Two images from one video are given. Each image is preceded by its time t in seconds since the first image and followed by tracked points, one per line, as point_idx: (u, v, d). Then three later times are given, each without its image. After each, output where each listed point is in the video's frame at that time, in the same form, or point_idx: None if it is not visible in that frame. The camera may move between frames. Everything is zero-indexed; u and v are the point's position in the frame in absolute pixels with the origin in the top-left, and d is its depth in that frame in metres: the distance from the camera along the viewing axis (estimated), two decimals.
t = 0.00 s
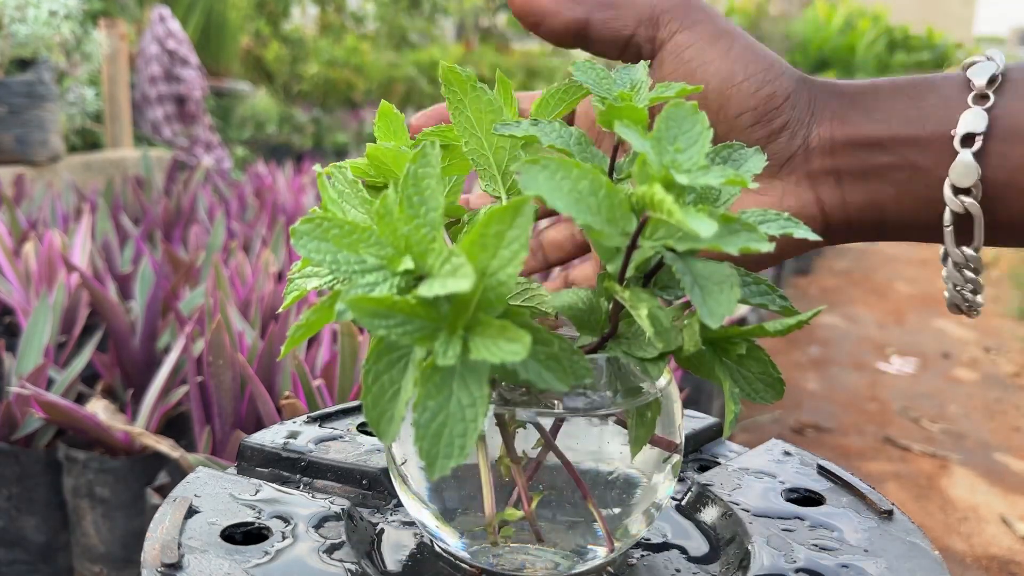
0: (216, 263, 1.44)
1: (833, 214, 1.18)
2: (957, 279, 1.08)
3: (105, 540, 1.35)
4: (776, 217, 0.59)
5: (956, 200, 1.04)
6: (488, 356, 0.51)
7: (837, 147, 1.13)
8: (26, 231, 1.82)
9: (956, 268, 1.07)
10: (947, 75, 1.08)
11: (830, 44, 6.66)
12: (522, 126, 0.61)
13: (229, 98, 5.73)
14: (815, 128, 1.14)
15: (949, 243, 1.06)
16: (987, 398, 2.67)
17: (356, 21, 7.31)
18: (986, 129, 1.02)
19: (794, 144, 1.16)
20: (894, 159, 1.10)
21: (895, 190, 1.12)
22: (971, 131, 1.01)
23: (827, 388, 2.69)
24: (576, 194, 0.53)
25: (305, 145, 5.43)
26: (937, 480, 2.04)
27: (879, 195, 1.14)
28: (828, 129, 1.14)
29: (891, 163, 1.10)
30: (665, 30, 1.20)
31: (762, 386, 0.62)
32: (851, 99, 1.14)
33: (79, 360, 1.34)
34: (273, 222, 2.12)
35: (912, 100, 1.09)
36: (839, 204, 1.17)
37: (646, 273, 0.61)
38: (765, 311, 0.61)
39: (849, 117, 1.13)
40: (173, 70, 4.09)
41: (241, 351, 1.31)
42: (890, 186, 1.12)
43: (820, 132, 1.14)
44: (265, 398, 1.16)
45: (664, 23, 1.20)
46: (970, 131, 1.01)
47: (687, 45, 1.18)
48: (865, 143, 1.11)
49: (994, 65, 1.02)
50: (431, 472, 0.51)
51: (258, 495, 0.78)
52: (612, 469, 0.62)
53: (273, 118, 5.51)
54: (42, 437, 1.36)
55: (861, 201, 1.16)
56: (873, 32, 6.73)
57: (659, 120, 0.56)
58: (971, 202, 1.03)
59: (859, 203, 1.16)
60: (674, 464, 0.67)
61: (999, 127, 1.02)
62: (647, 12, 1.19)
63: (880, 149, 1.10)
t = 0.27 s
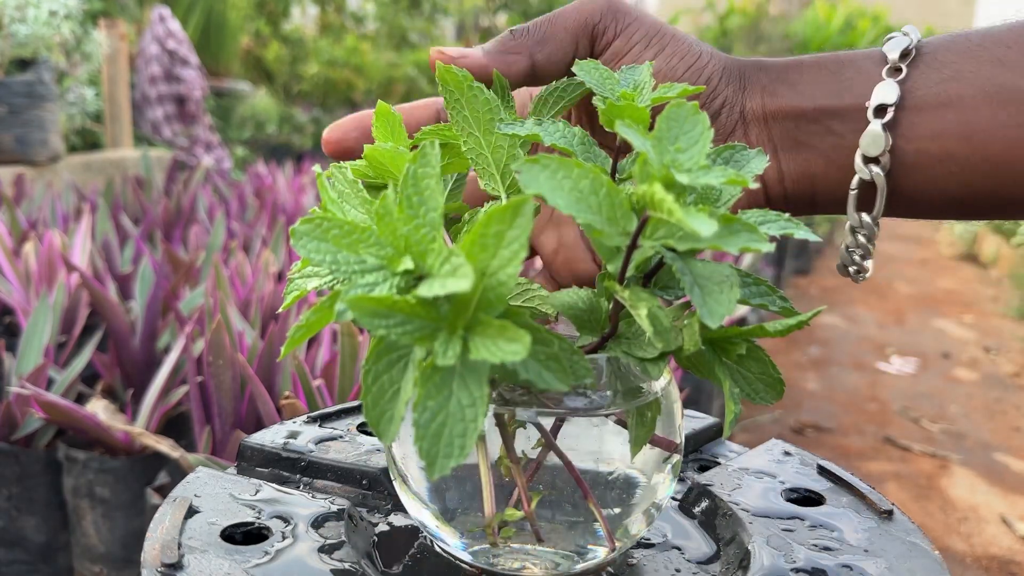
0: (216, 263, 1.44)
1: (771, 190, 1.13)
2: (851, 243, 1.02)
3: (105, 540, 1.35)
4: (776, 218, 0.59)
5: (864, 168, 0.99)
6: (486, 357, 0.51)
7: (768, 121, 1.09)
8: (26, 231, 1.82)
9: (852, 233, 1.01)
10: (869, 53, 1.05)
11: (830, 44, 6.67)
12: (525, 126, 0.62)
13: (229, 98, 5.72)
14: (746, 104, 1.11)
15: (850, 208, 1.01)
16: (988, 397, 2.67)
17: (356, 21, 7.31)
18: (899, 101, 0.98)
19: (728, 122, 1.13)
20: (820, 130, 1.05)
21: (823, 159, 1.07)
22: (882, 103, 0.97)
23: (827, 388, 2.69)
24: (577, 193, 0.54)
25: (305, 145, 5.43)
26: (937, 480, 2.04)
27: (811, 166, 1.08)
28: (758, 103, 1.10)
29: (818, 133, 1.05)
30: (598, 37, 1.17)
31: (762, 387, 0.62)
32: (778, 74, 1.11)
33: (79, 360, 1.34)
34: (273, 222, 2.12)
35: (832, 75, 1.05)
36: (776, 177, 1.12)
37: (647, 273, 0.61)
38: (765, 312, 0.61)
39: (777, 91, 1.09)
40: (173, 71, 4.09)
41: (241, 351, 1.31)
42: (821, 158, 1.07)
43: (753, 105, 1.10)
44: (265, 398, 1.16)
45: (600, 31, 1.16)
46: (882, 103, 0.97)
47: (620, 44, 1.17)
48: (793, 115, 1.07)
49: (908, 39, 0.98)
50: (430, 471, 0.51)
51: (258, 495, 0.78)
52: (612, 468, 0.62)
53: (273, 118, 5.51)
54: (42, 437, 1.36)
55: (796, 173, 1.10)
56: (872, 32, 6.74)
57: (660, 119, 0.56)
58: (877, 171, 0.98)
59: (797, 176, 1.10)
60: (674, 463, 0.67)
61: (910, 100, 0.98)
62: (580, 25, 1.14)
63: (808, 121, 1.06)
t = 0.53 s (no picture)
0: (216, 263, 1.44)
1: (793, 192, 1.11)
2: (896, 258, 1.01)
3: (105, 540, 1.35)
4: (775, 216, 0.59)
5: (909, 180, 0.98)
6: (483, 356, 0.51)
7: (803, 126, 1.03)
8: (26, 231, 1.82)
9: (896, 247, 1.00)
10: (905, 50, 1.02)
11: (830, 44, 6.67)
12: (525, 127, 0.62)
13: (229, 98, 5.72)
14: (782, 113, 1.01)
15: (894, 221, 1.00)
16: (988, 397, 2.67)
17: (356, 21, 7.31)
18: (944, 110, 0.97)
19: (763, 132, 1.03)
20: (858, 139, 1.02)
21: (856, 169, 1.06)
22: (928, 111, 0.95)
23: (827, 388, 2.69)
24: (573, 194, 0.53)
25: (305, 145, 5.43)
26: (937, 480, 2.04)
27: (838, 172, 1.07)
28: (796, 110, 1.01)
29: (855, 141, 1.02)
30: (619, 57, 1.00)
31: (763, 387, 0.62)
32: (812, 74, 1.01)
33: (79, 360, 1.34)
34: (273, 222, 2.12)
35: (873, 78, 1.00)
36: (798, 180, 1.09)
37: (646, 273, 0.61)
38: (765, 311, 0.61)
39: (812, 95, 1.01)
40: (173, 71, 4.09)
41: (241, 351, 1.31)
42: (851, 165, 1.05)
43: (789, 113, 1.01)
44: (265, 398, 1.16)
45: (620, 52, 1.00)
46: (928, 111, 0.96)
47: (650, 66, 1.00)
48: (832, 122, 1.02)
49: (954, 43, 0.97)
50: (428, 471, 0.51)
51: (258, 495, 0.78)
52: (612, 469, 0.62)
53: (273, 118, 5.51)
54: (42, 437, 1.36)
55: (821, 177, 1.08)
56: (872, 31, 6.75)
57: (657, 119, 0.56)
58: (923, 183, 0.97)
59: (820, 180, 1.08)
60: (674, 464, 0.67)
61: (956, 111, 0.97)
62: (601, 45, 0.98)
63: (846, 128, 1.02)
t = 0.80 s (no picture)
0: (216, 263, 1.44)
1: (812, 218, 1.17)
2: (916, 281, 1.05)
3: (105, 540, 1.35)
4: (776, 216, 0.59)
5: (924, 205, 1.02)
6: (484, 356, 0.51)
7: (820, 151, 1.13)
8: (26, 231, 1.82)
9: (915, 271, 1.04)
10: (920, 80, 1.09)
11: (831, 44, 6.69)
12: (528, 126, 0.62)
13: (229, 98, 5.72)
14: (796, 133, 1.14)
15: (912, 245, 1.04)
16: (987, 397, 2.67)
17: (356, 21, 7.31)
18: (956, 135, 1.01)
19: (779, 147, 1.15)
20: (872, 164, 1.09)
21: (874, 194, 1.11)
22: (941, 135, 1.01)
23: (827, 388, 2.69)
24: (575, 194, 0.54)
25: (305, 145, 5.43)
26: (937, 480, 2.04)
27: (857, 199, 1.12)
28: (809, 133, 1.13)
29: (870, 167, 1.09)
30: (655, 38, 1.24)
31: (762, 388, 0.62)
32: (828, 103, 1.14)
33: (79, 360, 1.34)
34: (273, 222, 2.12)
35: (885, 104, 1.08)
36: (819, 207, 1.16)
37: (646, 273, 0.61)
38: (765, 312, 0.62)
39: (827, 121, 1.13)
40: (173, 71, 4.09)
41: (241, 351, 1.31)
42: (869, 191, 1.11)
43: (803, 135, 1.13)
44: (265, 398, 1.16)
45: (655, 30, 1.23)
46: (941, 136, 1.01)
47: (680, 52, 1.22)
48: (845, 147, 1.11)
49: (965, 70, 1.02)
50: (427, 471, 0.51)
51: (258, 495, 0.78)
52: (612, 469, 0.62)
53: (273, 118, 5.51)
54: (42, 437, 1.36)
55: (841, 204, 1.14)
56: (872, 32, 6.76)
57: (659, 119, 0.56)
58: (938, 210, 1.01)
59: (840, 207, 1.14)
60: (674, 463, 0.67)
61: (969, 135, 1.01)
62: (638, 22, 1.23)
63: (860, 154, 1.09)
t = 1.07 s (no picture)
0: (216, 263, 1.44)
1: (852, 229, 1.22)
2: (952, 294, 1.11)
3: (105, 540, 1.35)
4: (776, 217, 0.59)
5: (969, 219, 1.07)
6: (484, 356, 0.51)
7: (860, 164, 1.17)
8: (26, 231, 1.82)
9: (953, 285, 1.09)
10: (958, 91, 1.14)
11: (831, 44, 6.70)
12: (529, 126, 0.62)
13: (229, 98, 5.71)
14: (835, 143, 1.18)
15: (953, 258, 1.09)
16: (988, 397, 2.67)
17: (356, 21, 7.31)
18: (1001, 148, 1.06)
19: (818, 157, 1.19)
20: (912, 176, 1.14)
21: (915, 208, 1.16)
22: (987, 148, 1.05)
23: (826, 388, 2.69)
24: (574, 194, 0.54)
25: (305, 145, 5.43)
26: (937, 480, 2.04)
27: (898, 211, 1.18)
28: (848, 144, 1.17)
29: (910, 179, 1.15)
30: (685, 40, 1.21)
31: (762, 387, 0.62)
32: (866, 114, 1.18)
33: (79, 360, 1.34)
34: (273, 222, 2.12)
35: (925, 115, 1.14)
36: (858, 220, 1.21)
37: (646, 274, 0.61)
38: (765, 312, 0.62)
39: (866, 133, 1.17)
40: (173, 71, 4.09)
41: (241, 351, 1.31)
42: (909, 204, 1.17)
43: (841, 146, 1.17)
44: (265, 398, 1.16)
45: (685, 32, 1.20)
46: (987, 148, 1.06)
47: (711, 53, 1.19)
48: (885, 160, 1.16)
49: (1009, 82, 1.07)
50: (426, 472, 0.51)
51: (258, 495, 0.78)
52: (611, 469, 0.62)
53: (273, 118, 5.51)
54: (42, 437, 1.36)
55: (880, 216, 1.20)
56: (872, 32, 6.78)
57: (659, 119, 0.56)
58: (982, 222, 1.06)
59: (879, 219, 1.20)
60: (674, 463, 0.67)
61: (1015, 148, 1.06)
62: (666, 21, 1.19)
63: (900, 166, 1.15)
